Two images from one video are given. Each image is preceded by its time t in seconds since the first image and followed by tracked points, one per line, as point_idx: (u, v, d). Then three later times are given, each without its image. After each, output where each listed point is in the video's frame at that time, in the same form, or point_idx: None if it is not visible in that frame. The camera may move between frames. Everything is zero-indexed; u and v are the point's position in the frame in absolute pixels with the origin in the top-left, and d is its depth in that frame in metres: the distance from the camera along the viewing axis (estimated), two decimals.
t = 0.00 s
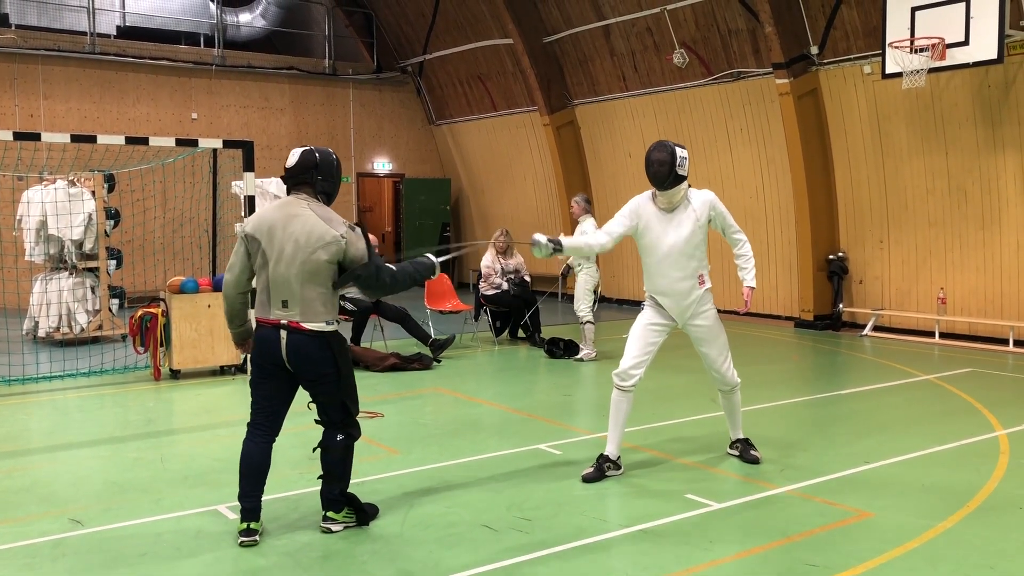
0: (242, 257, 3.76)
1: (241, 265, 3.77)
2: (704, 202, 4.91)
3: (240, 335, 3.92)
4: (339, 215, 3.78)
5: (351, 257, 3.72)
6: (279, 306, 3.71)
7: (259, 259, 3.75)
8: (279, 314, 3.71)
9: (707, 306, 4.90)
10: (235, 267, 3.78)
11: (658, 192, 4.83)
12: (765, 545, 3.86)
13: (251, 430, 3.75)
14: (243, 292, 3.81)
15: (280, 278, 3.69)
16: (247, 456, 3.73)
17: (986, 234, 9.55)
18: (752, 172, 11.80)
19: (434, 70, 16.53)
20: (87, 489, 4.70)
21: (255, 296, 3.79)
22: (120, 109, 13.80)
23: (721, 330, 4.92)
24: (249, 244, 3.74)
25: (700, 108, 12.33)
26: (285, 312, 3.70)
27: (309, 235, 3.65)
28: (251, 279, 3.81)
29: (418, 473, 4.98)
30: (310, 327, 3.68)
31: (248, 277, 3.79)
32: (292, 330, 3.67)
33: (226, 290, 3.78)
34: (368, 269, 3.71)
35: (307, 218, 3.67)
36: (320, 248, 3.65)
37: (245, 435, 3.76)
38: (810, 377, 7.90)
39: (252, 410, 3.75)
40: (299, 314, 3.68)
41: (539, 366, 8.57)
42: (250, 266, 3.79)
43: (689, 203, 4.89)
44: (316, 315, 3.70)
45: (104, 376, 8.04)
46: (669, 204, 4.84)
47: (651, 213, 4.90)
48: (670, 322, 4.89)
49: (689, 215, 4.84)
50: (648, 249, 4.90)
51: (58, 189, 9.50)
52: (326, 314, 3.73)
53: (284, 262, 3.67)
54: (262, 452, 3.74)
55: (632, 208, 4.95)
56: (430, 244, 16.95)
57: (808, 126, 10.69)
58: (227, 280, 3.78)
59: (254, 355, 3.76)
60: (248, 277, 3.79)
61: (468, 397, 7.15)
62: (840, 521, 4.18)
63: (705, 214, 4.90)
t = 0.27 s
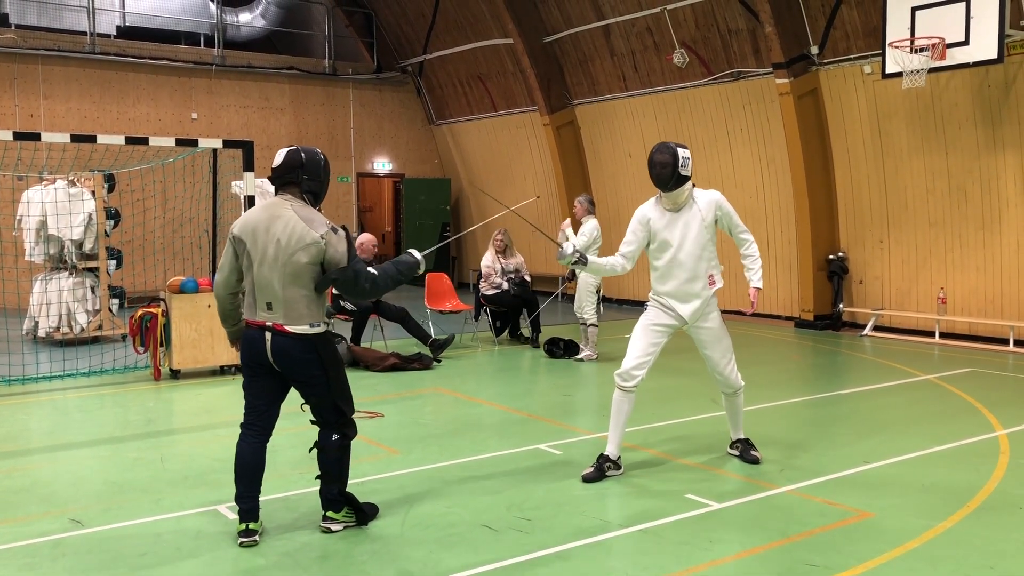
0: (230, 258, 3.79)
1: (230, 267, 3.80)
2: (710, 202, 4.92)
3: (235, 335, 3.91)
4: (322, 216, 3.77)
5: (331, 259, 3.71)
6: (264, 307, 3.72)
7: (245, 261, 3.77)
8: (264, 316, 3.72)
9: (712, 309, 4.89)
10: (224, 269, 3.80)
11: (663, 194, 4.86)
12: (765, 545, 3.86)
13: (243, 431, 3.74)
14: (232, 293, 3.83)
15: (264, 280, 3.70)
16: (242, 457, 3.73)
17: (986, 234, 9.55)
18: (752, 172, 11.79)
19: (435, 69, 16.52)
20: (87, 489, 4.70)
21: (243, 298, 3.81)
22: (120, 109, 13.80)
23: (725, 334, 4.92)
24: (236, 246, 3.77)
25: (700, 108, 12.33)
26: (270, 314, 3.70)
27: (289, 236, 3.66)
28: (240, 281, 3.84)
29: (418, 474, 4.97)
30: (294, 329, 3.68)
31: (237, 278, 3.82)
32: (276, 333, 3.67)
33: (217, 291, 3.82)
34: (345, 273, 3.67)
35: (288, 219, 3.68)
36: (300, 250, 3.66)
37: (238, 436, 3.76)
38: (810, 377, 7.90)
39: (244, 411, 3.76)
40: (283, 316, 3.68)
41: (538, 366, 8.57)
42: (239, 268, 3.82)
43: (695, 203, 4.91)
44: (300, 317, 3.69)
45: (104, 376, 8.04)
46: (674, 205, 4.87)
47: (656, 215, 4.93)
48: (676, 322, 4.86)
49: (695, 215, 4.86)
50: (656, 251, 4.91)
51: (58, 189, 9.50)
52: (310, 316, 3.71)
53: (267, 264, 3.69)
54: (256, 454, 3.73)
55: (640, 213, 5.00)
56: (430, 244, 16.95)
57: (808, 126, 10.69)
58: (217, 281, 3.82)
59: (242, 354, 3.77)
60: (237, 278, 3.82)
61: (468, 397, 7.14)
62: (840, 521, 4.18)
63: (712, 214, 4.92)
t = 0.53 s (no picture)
0: (234, 258, 3.76)
1: (234, 267, 3.76)
2: (706, 201, 4.91)
3: (237, 334, 3.91)
4: (329, 216, 3.77)
5: (342, 258, 3.71)
6: (272, 307, 3.71)
7: (251, 261, 3.74)
8: (272, 315, 3.70)
9: (713, 307, 4.89)
10: (228, 269, 3.77)
11: (659, 193, 4.85)
12: (765, 545, 3.85)
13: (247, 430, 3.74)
14: (235, 293, 3.80)
15: (272, 280, 3.68)
16: (244, 456, 3.72)
17: (985, 233, 9.55)
18: (751, 171, 11.80)
19: (434, 69, 16.52)
20: (87, 489, 4.70)
21: (248, 298, 3.79)
22: (119, 109, 13.80)
23: (724, 335, 4.91)
24: (241, 246, 3.73)
25: (700, 108, 12.33)
26: (278, 314, 3.70)
27: (299, 236, 3.65)
28: (244, 281, 3.81)
29: (418, 473, 4.98)
30: (303, 328, 3.68)
31: (241, 279, 3.79)
32: (286, 332, 3.66)
33: (220, 292, 3.78)
34: (360, 270, 3.71)
35: (297, 219, 3.67)
36: (310, 250, 3.65)
37: (242, 435, 3.75)
38: (809, 377, 7.90)
39: (248, 410, 3.75)
40: (291, 315, 3.67)
41: (538, 366, 8.57)
42: (243, 268, 3.79)
43: (691, 202, 4.90)
44: (309, 316, 3.69)
45: (104, 376, 8.04)
46: (670, 205, 4.86)
47: (651, 214, 4.92)
48: (674, 323, 4.87)
49: (690, 214, 4.86)
50: (652, 250, 4.91)
51: (58, 188, 9.49)
52: (318, 315, 3.72)
53: (276, 263, 3.67)
54: (258, 453, 3.73)
55: (634, 210, 4.98)
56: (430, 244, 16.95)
57: (808, 126, 10.69)
58: (220, 281, 3.78)
59: (248, 353, 3.76)
60: (241, 279, 3.79)
61: (468, 396, 7.14)
62: (839, 521, 4.17)
63: (707, 214, 4.91)
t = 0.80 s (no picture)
0: (248, 255, 3.72)
1: (248, 263, 3.72)
2: (695, 198, 4.91)
3: (240, 333, 3.86)
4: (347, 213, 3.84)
5: (363, 253, 3.79)
6: (289, 303, 3.70)
7: (267, 257, 3.72)
8: (289, 311, 3.70)
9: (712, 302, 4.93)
10: (241, 266, 3.72)
11: (649, 192, 4.80)
12: (765, 544, 3.86)
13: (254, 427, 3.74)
14: (245, 290, 3.74)
15: (290, 276, 3.69)
16: (250, 453, 3.72)
17: (985, 232, 9.55)
18: (751, 170, 11.80)
19: (434, 68, 16.51)
20: (87, 489, 4.70)
21: (261, 294, 3.76)
22: (119, 109, 13.80)
23: (718, 327, 4.92)
24: (256, 242, 3.71)
25: (700, 107, 12.33)
26: (294, 310, 3.70)
27: (321, 232, 3.68)
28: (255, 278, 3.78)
29: (419, 472, 4.98)
30: (320, 323, 3.69)
31: (253, 275, 3.75)
32: (304, 327, 3.67)
33: (229, 289, 3.72)
34: (382, 259, 3.82)
35: (319, 217, 3.71)
36: (332, 245, 3.69)
37: (249, 432, 3.74)
38: (809, 376, 7.90)
39: (256, 407, 3.74)
40: (310, 311, 3.69)
41: (538, 365, 8.57)
42: (256, 264, 3.75)
43: (680, 201, 4.88)
44: (327, 311, 3.72)
45: (104, 376, 8.04)
46: (661, 204, 4.82)
47: (643, 211, 4.85)
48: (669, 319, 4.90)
49: (681, 213, 4.82)
50: (640, 247, 4.86)
51: (58, 188, 9.49)
52: (335, 311, 3.75)
53: (295, 259, 3.67)
54: (264, 449, 3.73)
55: (622, 202, 4.89)
56: (429, 243, 16.95)
57: (808, 125, 10.69)
58: (231, 278, 3.71)
59: (260, 350, 3.74)
60: (253, 276, 3.75)
61: (468, 395, 7.15)
62: (840, 519, 4.18)
63: (697, 211, 4.90)
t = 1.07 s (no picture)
0: (243, 253, 3.73)
1: (243, 262, 3.73)
2: (699, 196, 4.92)
3: (240, 332, 3.89)
4: (340, 212, 3.80)
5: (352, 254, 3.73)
6: (282, 302, 3.70)
7: (261, 256, 3.73)
8: (282, 310, 3.70)
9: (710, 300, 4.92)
10: (236, 265, 3.73)
11: (653, 190, 4.83)
12: (764, 541, 3.86)
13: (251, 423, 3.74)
14: (242, 289, 3.74)
15: (282, 275, 3.68)
16: (249, 451, 3.72)
17: (984, 230, 9.56)
18: (750, 168, 11.79)
19: (433, 66, 16.50)
20: (86, 486, 4.70)
21: (256, 293, 3.77)
22: (118, 107, 13.79)
23: (718, 326, 4.93)
24: (250, 241, 3.72)
25: (699, 104, 12.33)
26: (287, 309, 3.70)
27: (311, 232, 3.65)
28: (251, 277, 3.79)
29: (418, 470, 4.98)
30: (312, 323, 3.69)
31: (249, 274, 3.75)
32: (298, 327, 3.67)
33: (225, 288, 3.73)
34: (368, 265, 3.72)
35: (309, 215, 3.68)
36: (322, 245, 3.65)
37: (247, 429, 3.75)
38: (808, 374, 7.91)
39: (254, 405, 3.75)
40: (302, 310, 3.68)
41: (537, 363, 8.58)
42: (251, 263, 3.77)
43: (684, 198, 4.90)
44: (320, 311, 3.70)
45: (103, 374, 8.04)
46: (664, 201, 4.85)
47: (646, 209, 4.89)
48: (670, 318, 4.89)
49: (684, 210, 4.84)
50: (644, 245, 4.89)
51: (57, 186, 9.50)
52: (328, 310, 3.73)
53: (287, 259, 3.66)
54: (262, 447, 3.73)
55: (627, 203, 4.96)
56: (428, 241, 16.95)
57: (807, 122, 10.68)
58: (228, 277, 3.73)
59: (256, 349, 3.76)
60: (249, 274, 3.76)
61: (468, 393, 7.15)
62: (839, 516, 4.18)
63: (700, 208, 4.91)
